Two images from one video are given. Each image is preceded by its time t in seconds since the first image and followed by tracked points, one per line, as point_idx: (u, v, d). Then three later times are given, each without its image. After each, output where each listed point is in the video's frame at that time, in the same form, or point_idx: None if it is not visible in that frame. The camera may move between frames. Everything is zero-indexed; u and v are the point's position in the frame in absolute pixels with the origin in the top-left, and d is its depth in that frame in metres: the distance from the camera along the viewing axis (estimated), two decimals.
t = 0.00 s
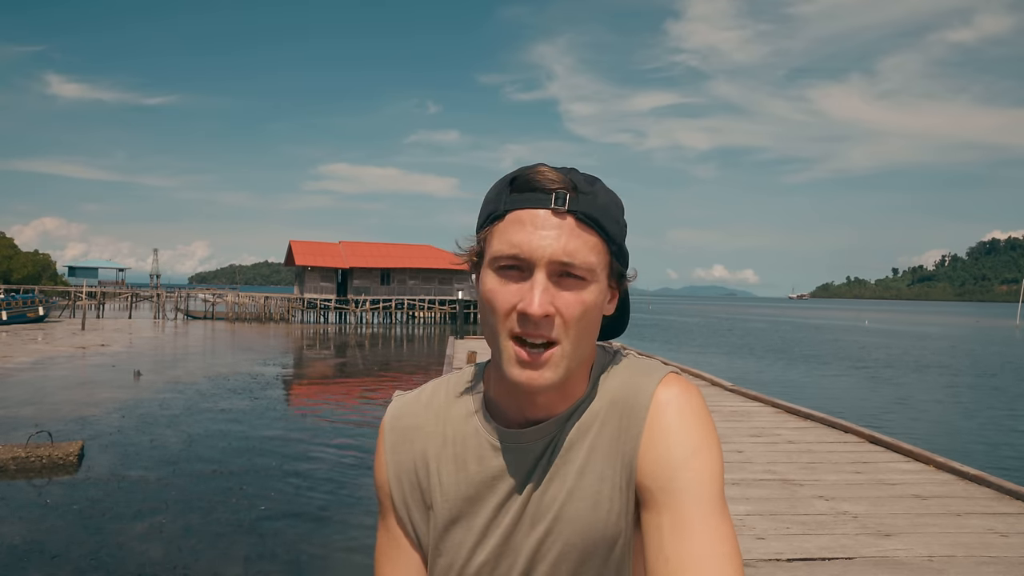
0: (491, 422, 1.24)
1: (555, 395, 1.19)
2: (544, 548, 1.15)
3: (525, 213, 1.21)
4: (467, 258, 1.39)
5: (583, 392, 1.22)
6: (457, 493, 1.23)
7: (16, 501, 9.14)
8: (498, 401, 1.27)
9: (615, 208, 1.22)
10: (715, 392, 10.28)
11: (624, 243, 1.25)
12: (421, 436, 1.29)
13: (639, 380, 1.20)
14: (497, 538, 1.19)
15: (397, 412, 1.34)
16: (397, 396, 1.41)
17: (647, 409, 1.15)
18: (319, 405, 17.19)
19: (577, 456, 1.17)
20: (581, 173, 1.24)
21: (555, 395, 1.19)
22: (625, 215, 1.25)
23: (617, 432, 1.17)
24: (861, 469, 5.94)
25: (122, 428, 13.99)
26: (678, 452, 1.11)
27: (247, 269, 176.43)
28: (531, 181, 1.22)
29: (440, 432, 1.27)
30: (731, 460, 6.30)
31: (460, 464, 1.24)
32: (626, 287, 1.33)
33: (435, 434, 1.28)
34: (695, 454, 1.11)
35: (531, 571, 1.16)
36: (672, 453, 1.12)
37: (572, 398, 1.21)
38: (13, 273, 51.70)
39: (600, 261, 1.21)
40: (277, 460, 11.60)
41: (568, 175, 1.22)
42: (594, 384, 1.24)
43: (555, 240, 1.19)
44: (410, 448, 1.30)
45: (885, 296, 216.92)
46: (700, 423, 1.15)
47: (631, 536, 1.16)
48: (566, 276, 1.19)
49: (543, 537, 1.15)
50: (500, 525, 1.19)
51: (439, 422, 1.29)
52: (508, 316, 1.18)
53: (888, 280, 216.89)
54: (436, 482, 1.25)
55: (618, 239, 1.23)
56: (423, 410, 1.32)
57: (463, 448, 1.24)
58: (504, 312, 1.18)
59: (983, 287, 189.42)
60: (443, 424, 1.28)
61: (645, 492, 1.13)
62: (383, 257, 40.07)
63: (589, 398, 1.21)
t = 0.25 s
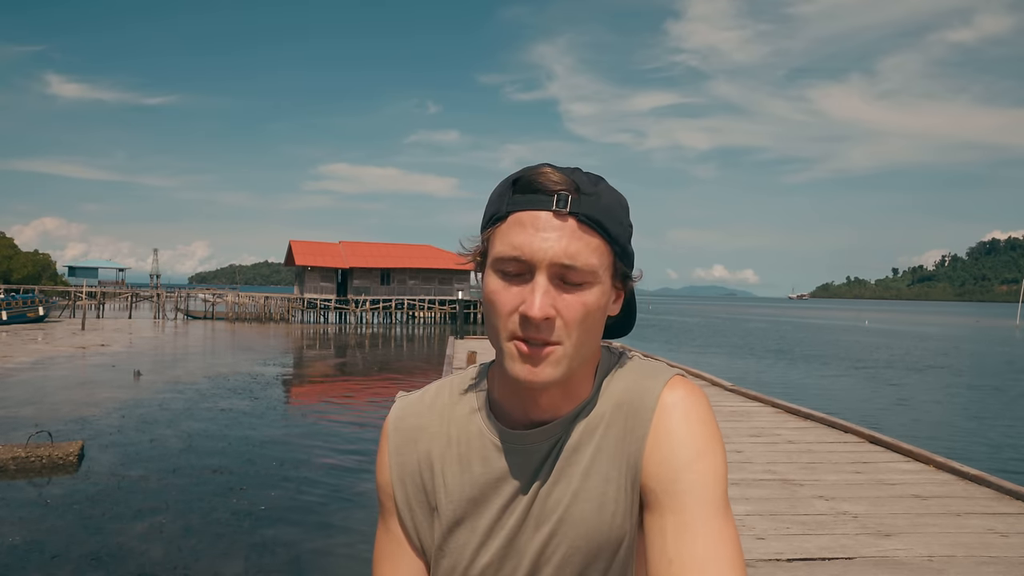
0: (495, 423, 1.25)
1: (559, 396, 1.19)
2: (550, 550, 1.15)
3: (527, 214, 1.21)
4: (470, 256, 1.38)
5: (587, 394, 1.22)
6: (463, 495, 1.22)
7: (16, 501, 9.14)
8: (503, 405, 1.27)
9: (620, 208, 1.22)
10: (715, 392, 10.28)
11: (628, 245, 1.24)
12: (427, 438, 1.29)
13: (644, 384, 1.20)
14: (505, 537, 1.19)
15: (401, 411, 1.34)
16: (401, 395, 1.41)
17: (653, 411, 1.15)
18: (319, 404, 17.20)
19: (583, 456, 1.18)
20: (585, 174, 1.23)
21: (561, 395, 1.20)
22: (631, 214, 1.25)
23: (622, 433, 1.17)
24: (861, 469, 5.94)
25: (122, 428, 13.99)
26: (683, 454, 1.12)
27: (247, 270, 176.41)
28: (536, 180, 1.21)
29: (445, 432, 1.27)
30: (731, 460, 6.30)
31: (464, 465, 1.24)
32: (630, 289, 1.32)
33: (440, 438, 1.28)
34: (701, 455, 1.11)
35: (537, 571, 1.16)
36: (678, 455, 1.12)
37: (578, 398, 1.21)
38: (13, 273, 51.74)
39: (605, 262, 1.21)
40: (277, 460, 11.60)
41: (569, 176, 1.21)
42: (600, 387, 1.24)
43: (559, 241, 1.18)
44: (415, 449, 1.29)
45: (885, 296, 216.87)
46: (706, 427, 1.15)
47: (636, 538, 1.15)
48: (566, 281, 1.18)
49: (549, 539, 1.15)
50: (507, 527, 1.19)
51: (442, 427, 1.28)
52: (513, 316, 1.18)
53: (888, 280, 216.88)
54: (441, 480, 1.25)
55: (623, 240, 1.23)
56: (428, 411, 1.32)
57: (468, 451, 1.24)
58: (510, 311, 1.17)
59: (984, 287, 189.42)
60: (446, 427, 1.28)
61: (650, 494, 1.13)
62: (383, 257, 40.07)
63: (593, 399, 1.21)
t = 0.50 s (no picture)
0: (495, 426, 1.25)
1: (560, 400, 1.20)
2: (550, 552, 1.16)
3: (522, 224, 1.20)
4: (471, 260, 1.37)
5: (588, 398, 1.22)
6: (464, 497, 1.23)
7: (16, 501, 9.14)
8: (504, 408, 1.27)
9: (619, 216, 1.20)
10: (715, 392, 10.28)
11: (629, 251, 1.22)
12: (427, 441, 1.29)
13: (645, 385, 1.20)
14: (505, 540, 1.19)
15: (403, 414, 1.34)
16: (404, 396, 1.41)
17: (655, 414, 1.15)
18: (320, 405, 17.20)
19: (584, 459, 1.18)
20: (585, 180, 1.22)
21: (561, 400, 1.20)
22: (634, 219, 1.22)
23: (623, 435, 1.17)
24: (861, 469, 5.94)
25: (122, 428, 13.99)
26: (685, 455, 1.12)
27: (247, 270, 176.40)
28: (531, 189, 1.20)
29: (447, 434, 1.27)
30: (731, 460, 6.30)
31: (466, 466, 1.24)
32: (633, 292, 1.31)
33: (440, 440, 1.28)
34: (702, 458, 1.11)
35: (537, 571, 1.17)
36: (679, 458, 1.12)
37: (578, 402, 1.21)
38: (13, 273, 51.69)
39: (602, 271, 1.19)
40: (277, 460, 11.60)
41: (566, 182, 1.20)
42: (601, 391, 1.23)
43: (553, 252, 1.17)
44: (417, 452, 1.29)
45: (885, 296, 216.87)
46: (708, 431, 1.15)
47: (637, 539, 1.15)
48: (562, 292, 1.17)
49: (549, 542, 1.16)
50: (507, 530, 1.19)
51: (442, 431, 1.29)
52: (509, 326, 1.18)
53: (888, 280, 216.88)
54: (443, 482, 1.25)
55: (621, 248, 1.21)
56: (430, 414, 1.32)
57: (468, 454, 1.25)
58: (508, 321, 1.17)
59: (984, 287, 189.45)
60: (447, 430, 1.28)
61: (651, 497, 1.13)
62: (383, 257, 40.07)
63: (593, 404, 1.21)
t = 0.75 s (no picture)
0: (494, 427, 1.25)
1: (561, 401, 1.20)
2: (550, 552, 1.16)
3: (509, 229, 1.19)
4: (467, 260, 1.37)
5: (587, 401, 1.23)
6: (463, 498, 1.23)
7: (16, 501, 9.14)
8: (502, 410, 1.27)
9: (609, 217, 1.17)
10: (714, 392, 10.29)
11: (622, 252, 1.19)
12: (427, 442, 1.29)
13: (644, 386, 1.20)
14: (504, 540, 1.20)
15: (403, 415, 1.35)
16: (404, 397, 1.42)
17: (657, 413, 1.15)
18: (319, 404, 17.21)
19: (583, 460, 1.18)
20: (575, 181, 1.19)
21: (560, 401, 1.20)
22: (630, 218, 1.19)
23: (622, 434, 1.17)
24: (861, 469, 5.94)
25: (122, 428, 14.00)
26: (683, 455, 1.11)
27: (247, 270, 176.42)
28: (519, 191, 1.18)
29: (447, 435, 1.28)
30: (731, 460, 6.31)
31: (464, 468, 1.25)
32: (633, 290, 1.29)
33: (439, 442, 1.28)
34: (703, 458, 1.11)
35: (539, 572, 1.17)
36: (679, 458, 1.11)
37: (577, 404, 1.22)
38: (13, 273, 51.74)
39: (592, 273, 1.18)
40: (277, 460, 11.61)
41: (553, 182, 1.17)
42: (599, 394, 1.23)
43: (542, 256, 1.16)
44: (417, 453, 1.29)
45: (885, 296, 216.89)
46: (709, 430, 1.15)
47: (636, 539, 1.15)
48: (549, 296, 1.17)
49: (548, 544, 1.16)
50: (506, 531, 1.20)
51: (440, 433, 1.29)
52: (500, 331, 1.17)
53: (887, 280, 216.86)
54: (441, 482, 1.26)
55: (613, 250, 1.18)
56: (429, 416, 1.32)
57: (468, 458, 1.25)
58: (498, 327, 1.17)
59: (983, 287, 189.58)
60: (445, 433, 1.29)
61: (650, 498, 1.12)
62: (383, 257, 40.08)
63: (594, 405, 1.21)
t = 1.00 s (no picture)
0: (491, 430, 1.26)
1: (550, 404, 1.20)
2: (549, 554, 1.16)
3: (480, 235, 1.19)
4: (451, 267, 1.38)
5: (581, 403, 1.23)
6: (463, 500, 1.24)
7: (16, 501, 9.15)
8: (498, 412, 1.28)
9: (579, 218, 1.15)
10: (714, 392, 10.30)
11: (597, 253, 1.17)
12: (426, 446, 1.30)
13: (642, 387, 1.19)
14: (504, 541, 1.20)
15: (404, 419, 1.36)
16: (407, 400, 1.43)
17: (652, 414, 1.15)
18: (319, 405, 17.22)
19: (578, 464, 1.18)
20: (544, 184, 1.18)
21: (551, 403, 1.20)
22: (605, 217, 1.17)
23: (621, 435, 1.17)
24: (861, 469, 5.94)
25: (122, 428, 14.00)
26: (680, 455, 1.11)
27: (247, 270, 176.39)
28: (489, 198, 1.18)
29: (443, 440, 1.29)
30: (731, 460, 6.31)
31: (462, 470, 1.26)
32: (623, 290, 1.27)
33: (439, 445, 1.29)
34: (698, 458, 1.11)
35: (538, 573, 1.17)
36: (675, 458, 1.11)
37: (571, 407, 1.22)
38: (13, 273, 51.77)
39: (568, 276, 1.17)
40: (277, 460, 11.61)
41: (523, 188, 1.17)
42: (595, 397, 1.23)
43: (512, 261, 1.16)
44: (416, 459, 1.30)
45: (885, 296, 216.94)
46: (705, 431, 1.14)
47: (634, 540, 1.15)
48: (521, 299, 1.16)
49: (546, 545, 1.16)
50: (505, 533, 1.20)
51: (439, 437, 1.30)
52: (479, 338, 1.18)
53: (887, 280, 216.89)
54: (440, 485, 1.26)
55: (586, 252, 1.16)
56: (428, 419, 1.33)
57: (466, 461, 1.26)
58: (475, 333, 1.17)
59: (983, 287, 189.70)
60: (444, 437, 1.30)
61: (646, 498, 1.12)
62: (383, 257, 40.09)
63: (586, 408, 1.22)
